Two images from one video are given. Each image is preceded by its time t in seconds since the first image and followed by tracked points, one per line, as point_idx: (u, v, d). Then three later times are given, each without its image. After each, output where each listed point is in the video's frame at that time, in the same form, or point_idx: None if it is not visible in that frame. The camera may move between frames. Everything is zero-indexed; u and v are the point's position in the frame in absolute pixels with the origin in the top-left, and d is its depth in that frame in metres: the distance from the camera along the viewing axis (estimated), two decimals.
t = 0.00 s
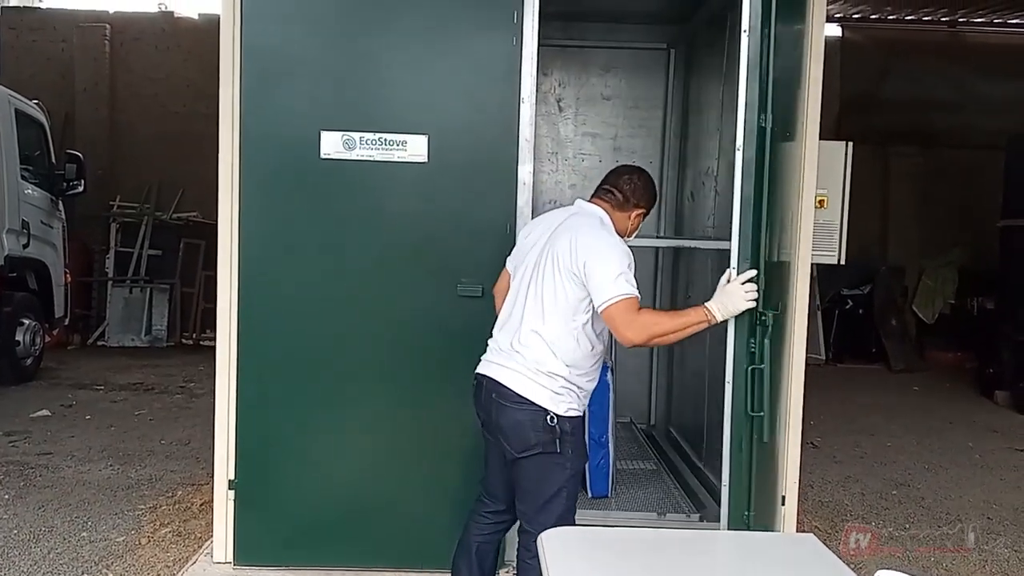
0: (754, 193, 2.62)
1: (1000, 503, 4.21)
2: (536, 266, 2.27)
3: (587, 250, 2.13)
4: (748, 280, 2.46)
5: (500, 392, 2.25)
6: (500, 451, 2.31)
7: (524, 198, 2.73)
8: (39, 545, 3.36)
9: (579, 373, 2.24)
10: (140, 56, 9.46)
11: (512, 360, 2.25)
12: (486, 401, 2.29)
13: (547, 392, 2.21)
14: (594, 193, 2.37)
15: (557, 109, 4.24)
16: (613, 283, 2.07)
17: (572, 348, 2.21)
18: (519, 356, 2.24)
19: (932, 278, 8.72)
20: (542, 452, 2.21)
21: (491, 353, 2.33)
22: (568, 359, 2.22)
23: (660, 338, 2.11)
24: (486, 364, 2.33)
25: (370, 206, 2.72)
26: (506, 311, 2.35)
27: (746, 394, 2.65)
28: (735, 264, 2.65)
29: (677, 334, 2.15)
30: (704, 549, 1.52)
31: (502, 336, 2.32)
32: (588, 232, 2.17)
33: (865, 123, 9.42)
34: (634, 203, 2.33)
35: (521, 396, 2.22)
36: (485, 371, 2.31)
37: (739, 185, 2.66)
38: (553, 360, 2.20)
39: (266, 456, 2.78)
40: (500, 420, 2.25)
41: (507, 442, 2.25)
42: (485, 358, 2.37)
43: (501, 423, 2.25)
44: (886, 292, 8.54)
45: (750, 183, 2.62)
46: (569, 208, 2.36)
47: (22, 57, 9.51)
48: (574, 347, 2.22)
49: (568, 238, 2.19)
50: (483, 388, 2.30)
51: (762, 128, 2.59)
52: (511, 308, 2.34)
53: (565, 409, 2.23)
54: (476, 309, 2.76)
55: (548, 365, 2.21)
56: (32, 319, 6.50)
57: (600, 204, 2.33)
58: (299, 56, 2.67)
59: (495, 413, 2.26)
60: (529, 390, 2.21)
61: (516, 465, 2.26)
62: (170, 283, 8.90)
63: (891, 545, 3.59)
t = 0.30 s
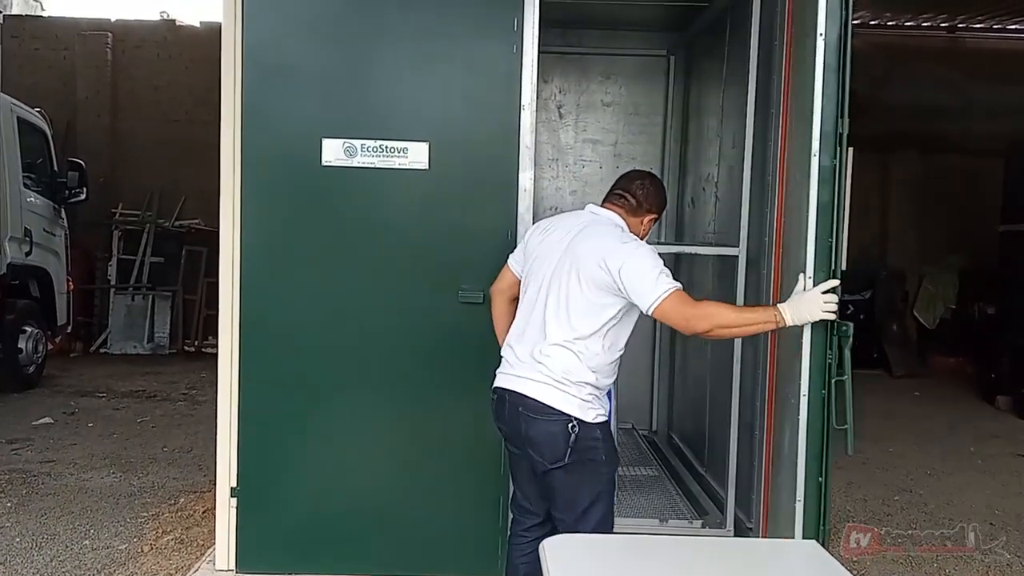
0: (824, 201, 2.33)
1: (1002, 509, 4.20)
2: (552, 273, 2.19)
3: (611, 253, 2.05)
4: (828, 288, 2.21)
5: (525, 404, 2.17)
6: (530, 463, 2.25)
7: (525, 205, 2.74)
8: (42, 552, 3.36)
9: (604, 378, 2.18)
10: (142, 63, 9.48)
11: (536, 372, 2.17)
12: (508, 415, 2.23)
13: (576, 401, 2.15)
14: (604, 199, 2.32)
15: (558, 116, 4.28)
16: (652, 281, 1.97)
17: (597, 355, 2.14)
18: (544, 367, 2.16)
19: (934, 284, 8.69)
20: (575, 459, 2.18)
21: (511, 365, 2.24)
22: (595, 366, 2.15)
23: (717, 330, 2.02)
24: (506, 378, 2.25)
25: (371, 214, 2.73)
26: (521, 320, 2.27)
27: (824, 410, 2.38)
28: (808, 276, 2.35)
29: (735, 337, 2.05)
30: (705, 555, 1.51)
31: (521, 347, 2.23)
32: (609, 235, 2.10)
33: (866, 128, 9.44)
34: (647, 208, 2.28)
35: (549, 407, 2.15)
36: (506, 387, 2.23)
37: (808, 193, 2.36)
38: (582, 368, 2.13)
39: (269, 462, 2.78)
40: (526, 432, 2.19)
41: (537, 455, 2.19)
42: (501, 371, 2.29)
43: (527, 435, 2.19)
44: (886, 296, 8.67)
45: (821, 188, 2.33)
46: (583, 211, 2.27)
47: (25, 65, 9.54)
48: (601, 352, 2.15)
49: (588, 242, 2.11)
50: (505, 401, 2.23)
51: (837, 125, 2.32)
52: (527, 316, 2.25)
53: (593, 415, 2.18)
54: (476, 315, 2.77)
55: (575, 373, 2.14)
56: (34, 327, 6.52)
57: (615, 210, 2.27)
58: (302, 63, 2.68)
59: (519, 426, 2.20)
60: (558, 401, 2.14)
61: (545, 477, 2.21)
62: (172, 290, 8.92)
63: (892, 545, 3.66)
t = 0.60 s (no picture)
0: (881, 207, 2.11)
1: (1003, 513, 4.19)
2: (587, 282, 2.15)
3: (655, 262, 2.01)
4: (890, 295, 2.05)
5: (569, 414, 2.12)
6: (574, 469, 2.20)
7: (526, 208, 2.74)
8: (43, 556, 3.36)
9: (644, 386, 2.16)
10: (143, 67, 9.50)
11: (579, 383, 2.12)
12: (549, 423, 2.17)
13: (622, 410, 2.11)
14: (632, 203, 2.28)
15: (559, 120, 4.27)
16: (702, 285, 1.94)
17: (639, 363, 2.12)
18: (585, 378, 2.12)
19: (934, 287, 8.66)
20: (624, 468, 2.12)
21: (547, 377, 2.19)
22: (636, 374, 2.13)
23: (771, 331, 1.98)
24: (541, 389, 2.20)
25: (372, 217, 2.73)
26: (551, 331, 2.22)
27: (880, 418, 2.12)
28: (863, 282, 2.12)
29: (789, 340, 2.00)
30: (709, 559, 1.50)
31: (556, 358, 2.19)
32: (649, 242, 2.06)
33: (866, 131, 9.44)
34: (678, 210, 2.26)
35: (593, 416, 2.10)
36: (545, 398, 2.17)
37: (864, 198, 2.13)
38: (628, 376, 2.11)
39: (270, 464, 2.78)
40: (573, 443, 2.14)
41: (585, 465, 2.14)
42: (532, 383, 2.24)
43: (574, 446, 2.14)
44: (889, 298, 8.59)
45: (877, 193, 2.11)
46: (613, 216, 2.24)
47: (27, 69, 9.57)
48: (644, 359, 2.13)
49: (627, 250, 2.07)
50: (546, 410, 2.17)
51: (894, 122, 2.09)
52: (558, 326, 2.21)
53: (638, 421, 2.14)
54: (477, 318, 2.77)
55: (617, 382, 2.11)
56: (35, 330, 6.52)
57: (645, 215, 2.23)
58: (302, 67, 2.68)
59: (565, 437, 2.14)
60: (604, 411, 2.10)
61: (592, 487, 2.16)
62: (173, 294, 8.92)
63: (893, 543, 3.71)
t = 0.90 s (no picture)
0: (922, 215, 2.00)
1: (1001, 519, 4.19)
2: (625, 288, 2.24)
3: (695, 268, 2.11)
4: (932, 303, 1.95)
5: (606, 421, 2.22)
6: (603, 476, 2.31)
7: (524, 214, 2.75)
8: (40, 562, 3.36)
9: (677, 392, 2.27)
10: (141, 73, 9.51)
11: (616, 388, 2.22)
12: (583, 431, 2.27)
13: (659, 415, 2.23)
14: (664, 209, 2.39)
15: (556, 127, 4.28)
16: (742, 292, 2.03)
17: (674, 369, 2.23)
18: (625, 383, 2.21)
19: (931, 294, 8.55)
20: (655, 477, 2.24)
21: (580, 381, 2.29)
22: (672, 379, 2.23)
23: (813, 338, 2.03)
24: (578, 394, 2.28)
25: (370, 223, 2.74)
26: (588, 335, 2.31)
27: (920, 426, 2.01)
28: (904, 289, 2.00)
29: (834, 347, 2.03)
30: (710, 566, 1.50)
31: (593, 362, 2.28)
32: (688, 250, 2.15)
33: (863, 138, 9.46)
34: (708, 214, 2.37)
35: (630, 422, 2.21)
36: (580, 404, 2.27)
37: (904, 206, 2.02)
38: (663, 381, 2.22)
39: (269, 470, 2.78)
40: (607, 451, 2.23)
41: (618, 472, 2.25)
42: (568, 387, 2.33)
43: (608, 454, 2.24)
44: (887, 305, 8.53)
45: (918, 201, 1.99)
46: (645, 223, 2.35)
47: (25, 74, 9.58)
48: (678, 364, 2.23)
49: (667, 258, 2.17)
50: (580, 418, 2.27)
51: (934, 127, 1.98)
52: (594, 331, 2.30)
53: (671, 427, 2.27)
54: (476, 325, 2.77)
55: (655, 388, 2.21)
56: (33, 336, 6.52)
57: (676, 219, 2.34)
58: (302, 73, 2.69)
59: (599, 444, 2.24)
60: (643, 416, 2.21)
61: (623, 492, 2.27)
62: (171, 300, 8.92)
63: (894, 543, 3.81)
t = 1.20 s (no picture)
0: (950, 220, 1.89)
1: (1003, 523, 4.19)
2: (645, 294, 2.24)
3: (721, 278, 2.10)
4: (963, 308, 1.88)
5: (618, 427, 2.23)
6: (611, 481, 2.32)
7: (523, 220, 2.75)
8: (41, 571, 3.35)
9: (688, 400, 2.29)
10: (141, 82, 9.53)
11: (629, 394, 2.23)
12: (592, 435, 2.28)
13: (670, 422, 2.24)
14: (683, 220, 2.39)
15: (555, 133, 4.29)
16: (766, 303, 2.03)
17: (688, 378, 2.25)
18: (640, 389, 2.22)
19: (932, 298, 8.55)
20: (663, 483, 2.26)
21: (593, 383, 2.30)
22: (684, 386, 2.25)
23: (841, 342, 2.02)
24: (590, 399, 2.29)
25: (370, 229, 2.74)
26: (602, 339, 2.30)
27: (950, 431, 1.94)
28: (932, 294, 1.92)
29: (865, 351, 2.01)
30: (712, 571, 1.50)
31: (607, 367, 2.28)
32: (713, 260, 2.15)
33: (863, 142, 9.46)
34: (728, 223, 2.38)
35: (641, 428, 2.22)
36: (591, 408, 2.28)
37: (930, 211, 1.93)
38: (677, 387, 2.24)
39: (270, 476, 2.78)
40: (617, 456, 2.24)
41: (626, 477, 2.26)
42: (579, 391, 2.33)
43: (618, 459, 2.25)
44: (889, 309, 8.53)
45: (945, 205, 1.89)
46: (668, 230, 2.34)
47: (25, 84, 9.60)
48: (693, 372, 2.25)
49: (690, 267, 2.16)
50: (591, 422, 2.27)
51: (962, 129, 1.88)
52: (609, 336, 2.30)
53: (679, 434, 2.28)
54: (477, 331, 2.77)
55: (667, 394, 2.23)
56: (33, 345, 6.52)
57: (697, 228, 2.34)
58: (302, 81, 2.70)
59: (609, 449, 2.25)
60: (655, 423, 2.22)
61: (631, 498, 2.29)
62: (171, 308, 8.92)
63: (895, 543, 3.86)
